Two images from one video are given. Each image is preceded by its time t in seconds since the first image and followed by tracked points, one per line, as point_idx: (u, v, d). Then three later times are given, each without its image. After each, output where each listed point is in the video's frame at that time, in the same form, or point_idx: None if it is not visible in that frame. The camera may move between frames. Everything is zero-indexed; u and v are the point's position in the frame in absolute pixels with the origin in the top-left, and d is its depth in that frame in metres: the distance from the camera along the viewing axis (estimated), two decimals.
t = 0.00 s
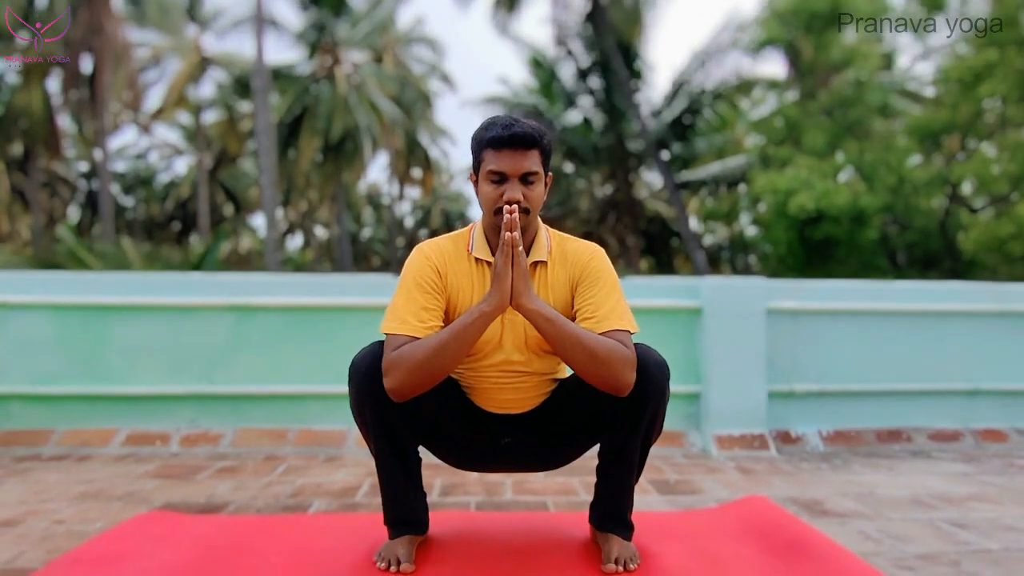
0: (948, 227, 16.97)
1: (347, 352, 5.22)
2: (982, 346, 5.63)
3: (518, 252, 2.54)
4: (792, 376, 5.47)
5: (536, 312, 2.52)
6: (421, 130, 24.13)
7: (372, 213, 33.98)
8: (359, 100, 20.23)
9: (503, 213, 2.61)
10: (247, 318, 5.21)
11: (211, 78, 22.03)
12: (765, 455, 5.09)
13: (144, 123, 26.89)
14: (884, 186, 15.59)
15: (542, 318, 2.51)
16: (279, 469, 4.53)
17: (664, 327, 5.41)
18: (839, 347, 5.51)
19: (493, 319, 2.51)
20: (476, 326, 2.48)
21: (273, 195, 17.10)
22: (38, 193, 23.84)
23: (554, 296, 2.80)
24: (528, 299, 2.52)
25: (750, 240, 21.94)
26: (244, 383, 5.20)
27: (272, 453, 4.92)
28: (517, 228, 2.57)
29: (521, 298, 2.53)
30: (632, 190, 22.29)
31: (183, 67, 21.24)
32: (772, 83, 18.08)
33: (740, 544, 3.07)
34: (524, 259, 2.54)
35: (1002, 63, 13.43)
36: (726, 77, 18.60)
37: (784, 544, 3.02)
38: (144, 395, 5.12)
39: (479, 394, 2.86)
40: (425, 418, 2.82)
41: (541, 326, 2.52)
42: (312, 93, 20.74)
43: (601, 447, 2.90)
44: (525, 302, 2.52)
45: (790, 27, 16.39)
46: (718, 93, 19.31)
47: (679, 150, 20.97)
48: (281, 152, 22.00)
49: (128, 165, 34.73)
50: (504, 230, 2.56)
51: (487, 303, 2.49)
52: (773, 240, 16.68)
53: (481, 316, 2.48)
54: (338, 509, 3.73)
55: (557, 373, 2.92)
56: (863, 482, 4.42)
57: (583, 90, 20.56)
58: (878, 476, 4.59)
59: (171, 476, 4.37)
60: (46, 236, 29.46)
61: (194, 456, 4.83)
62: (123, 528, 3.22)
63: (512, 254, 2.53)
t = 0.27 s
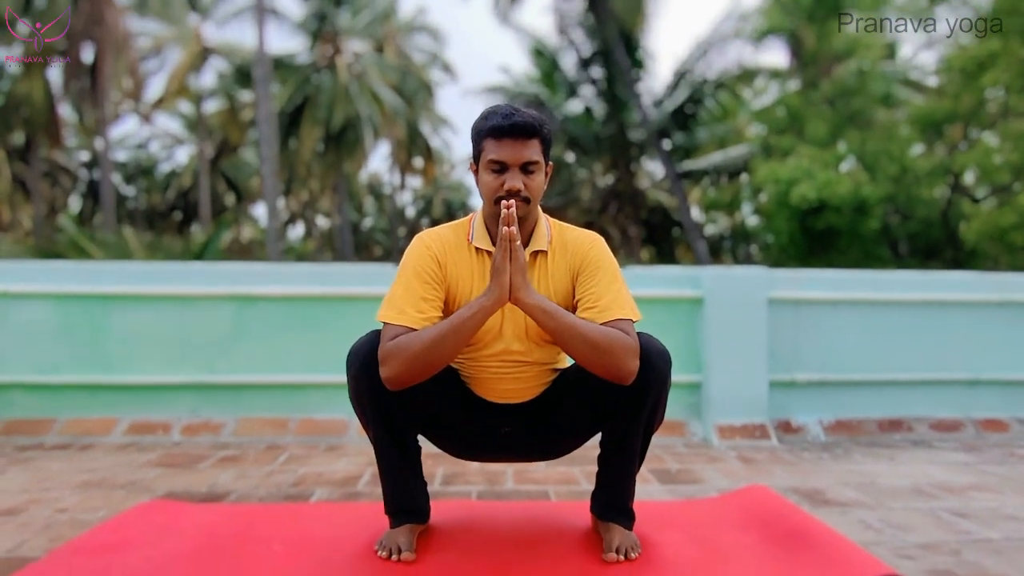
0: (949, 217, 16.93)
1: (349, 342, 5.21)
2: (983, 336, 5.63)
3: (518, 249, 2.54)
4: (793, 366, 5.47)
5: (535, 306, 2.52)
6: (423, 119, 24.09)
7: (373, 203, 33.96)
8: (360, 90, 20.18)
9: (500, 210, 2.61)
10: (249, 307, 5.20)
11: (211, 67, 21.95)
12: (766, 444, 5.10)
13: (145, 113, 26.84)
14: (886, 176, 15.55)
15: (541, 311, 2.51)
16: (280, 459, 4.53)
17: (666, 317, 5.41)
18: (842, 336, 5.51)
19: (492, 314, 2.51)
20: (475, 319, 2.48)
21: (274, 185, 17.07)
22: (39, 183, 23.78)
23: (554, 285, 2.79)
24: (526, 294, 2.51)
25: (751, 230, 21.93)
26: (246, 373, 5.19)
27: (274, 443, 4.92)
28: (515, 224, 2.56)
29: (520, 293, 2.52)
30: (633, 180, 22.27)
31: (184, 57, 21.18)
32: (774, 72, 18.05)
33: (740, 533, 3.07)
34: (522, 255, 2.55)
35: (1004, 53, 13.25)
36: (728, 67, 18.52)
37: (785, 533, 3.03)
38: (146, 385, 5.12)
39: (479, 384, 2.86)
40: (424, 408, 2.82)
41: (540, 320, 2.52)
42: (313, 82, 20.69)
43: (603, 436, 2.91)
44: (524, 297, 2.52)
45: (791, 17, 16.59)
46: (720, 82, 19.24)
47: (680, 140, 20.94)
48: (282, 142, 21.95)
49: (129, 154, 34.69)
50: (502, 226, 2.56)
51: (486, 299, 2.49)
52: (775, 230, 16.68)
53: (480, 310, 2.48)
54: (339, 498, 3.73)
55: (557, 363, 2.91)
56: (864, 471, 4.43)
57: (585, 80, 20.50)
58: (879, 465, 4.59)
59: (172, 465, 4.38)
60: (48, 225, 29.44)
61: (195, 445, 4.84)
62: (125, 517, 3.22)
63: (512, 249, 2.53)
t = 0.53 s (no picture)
0: (954, 209, 16.88)
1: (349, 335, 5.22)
2: (987, 329, 5.62)
3: (517, 255, 2.53)
4: (795, 359, 5.46)
5: (535, 310, 2.52)
6: (426, 111, 24.05)
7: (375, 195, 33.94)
8: (363, 82, 20.10)
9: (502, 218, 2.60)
10: (251, 299, 5.20)
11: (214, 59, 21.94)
12: (769, 437, 5.10)
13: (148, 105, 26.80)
14: (890, 169, 15.49)
15: (542, 315, 2.51)
16: (283, 451, 4.55)
17: (668, 310, 5.40)
18: (844, 330, 5.50)
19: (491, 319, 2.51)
20: (473, 323, 2.49)
21: (277, 177, 17.04)
22: (42, 176, 23.79)
23: (554, 279, 2.78)
24: (526, 299, 2.51)
25: (754, 223, 21.89)
26: (249, 365, 5.20)
27: (277, 435, 4.93)
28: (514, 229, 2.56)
29: (518, 298, 2.52)
30: (636, 172, 22.23)
31: (187, 49, 21.13)
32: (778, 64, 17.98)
33: (743, 526, 3.08)
34: (521, 260, 2.54)
35: (1009, 45, 13.17)
36: (732, 58, 18.45)
37: (787, 526, 3.03)
38: (150, 377, 5.13)
39: (478, 377, 2.86)
40: (423, 401, 2.83)
41: (540, 324, 2.52)
42: (316, 74, 20.65)
43: (606, 427, 2.91)
44: (524, 302, 2.51)
45: (796, 8, 16.46)
46: (723, 74, 19.19)
47: (684, 132, 20.76)
48: (284, 134, 21.95)
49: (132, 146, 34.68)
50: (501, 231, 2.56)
51: (486, 303, 2.49)
52: (779, 223, 16.66)
53: (478, 314, 2.49)
54: (342, 491, 3.74)
55: (558, 357, 2.91)
56: (867, 464, 4.43)
57: (588, 71, 20.43)
58: (881, 458, 4.59)
59: (175, 457, 4.39)
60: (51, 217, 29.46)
61: (199, 437, 4.85)
62: (128, 509, 3.23)
63: (510, 254, 2.52)
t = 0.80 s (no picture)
0: (956, 207, 16.85)
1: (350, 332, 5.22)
2: (989, 326, 5.61)
3: (517, 261, 2.53)
4: (797, 356, 5.46)
5: (536, 316, 2.52)
6: (427, 108, 24.03)
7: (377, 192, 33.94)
8: (365, 79, 20.07)
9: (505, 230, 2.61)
10: (252, 296, 5.20)
11: (215, 56, 21.93)
12: (771, 434, 5.10)
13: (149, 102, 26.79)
14: (892, 166, 15.45)
15: (542, 321, 2.52)
16: (285, 447, 4.56)
17: (670, 307, 5.39)
18: (845, 327, 5.49)
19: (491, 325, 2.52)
20: (473, 329, 2.50)
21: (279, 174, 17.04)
22: (44, 173, 23.80)
23: (554, 277, 2.78)
24: (526, 305, 2.52)
25: (756, 220, 21.87)
26: (251, 361, 5.20)
27: (279, 431, 4.93)
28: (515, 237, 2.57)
29: (519, 305, 2.52)
30: (638, 169, 22.21)
31: (188, 45, 21.12)
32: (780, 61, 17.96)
33: (744, 523, 3.08)
34: (522, 266, 2.55)
35: (1013, 41, 13.13)
36: (734, 55, 18.41)
37: (788, 523, 3.03)
38: (153, 373, 5.14)
39: (479, 374, 2.86)
40: (421, 398, 2.83)
41: (540, 330, 2.53)
42: (317, 71, 20.64)
43: (608, 423, 2.91)
44: (524, 308, 2.51)
45: (799, 4, 16.42)
46: (725, 71, 19.17)
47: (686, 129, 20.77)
48: (286, 130, 21.96)
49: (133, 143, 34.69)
50: (502, 239, 2.56)
51: (486, 310, 2.50)
52: (780, 220, 16.66)
53: (479, 320, 2.50)
54: (344, 487, 3.75)
55: (559, 353, 2.91)
56: (868, 461, 4.42)
57: (590, 68, 20.41)
58: (883, 455, 4.59)
59: (177, 454, 4.40)
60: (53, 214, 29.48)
61: (201, 434, 4.85)
62: (131, 505, 3.24)
63: (510, 260, 2.52)
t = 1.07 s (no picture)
0: (956, 205, 16.84)
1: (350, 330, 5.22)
2: (989, 325, 5.61)
3: (519, 266, 2.53)
4: (797, 354, 5.46)
5: (537, 321, 2.52)
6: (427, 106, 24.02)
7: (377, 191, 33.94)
8: (365, 77, 20.03)
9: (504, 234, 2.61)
10: (252, 294, 5.20)
11: (215, 54, 21.90)
12: (771, 433, 5.10)
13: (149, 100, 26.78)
14: (893, 163, 15.43)
15: (544, 326, 2.52)
16: (286, 445, 4.56)
17: (670, 306, 5.39)
18: (846, 326, 5.49)
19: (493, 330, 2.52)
20: (474, 332, 2.51)
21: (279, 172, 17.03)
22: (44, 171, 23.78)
23: (555, 276, 2.78)
24: (528, 310, 2.51)
25: (756, 218, 21.86)
26: (251, 360, 5.21)
27: (279, 429, 4.93)
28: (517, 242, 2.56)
29: (521, 309, 2.52)
30: (638, 167, 22.21)
31: (187, 43, 21.09)
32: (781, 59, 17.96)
33: (744, 521, 3.08)
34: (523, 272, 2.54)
35: (1014, 39, 13.11)
36: (734, 53, 18.40)
37: (788, 522, 3.02)
38: (154, 371, 5.15)
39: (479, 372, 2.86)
40: (420, 396, 2.83)
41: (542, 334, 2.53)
42: (317, 69, 20.62)
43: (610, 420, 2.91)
44: (526, 314, 2.51)
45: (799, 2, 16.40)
46: (726, 69, 19.17)
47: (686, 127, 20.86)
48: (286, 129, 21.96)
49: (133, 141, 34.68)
50: (504, 244, 2.56)
51: (487, 315, 2.51)
52: (781, 219, 16.66)
53: (480, 324, 2.51)
54: (344, 485, 3.75)
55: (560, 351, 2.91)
56: (868, 460, 4.43)
57: (590, 66, 20.39)
58: (883, 453, 4.59)
59: (177, 452, 4.40)
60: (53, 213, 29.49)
61: (201, 432, 4.85)
62: (131, 503, 3.24)
63: (512, 266, 2.52)
